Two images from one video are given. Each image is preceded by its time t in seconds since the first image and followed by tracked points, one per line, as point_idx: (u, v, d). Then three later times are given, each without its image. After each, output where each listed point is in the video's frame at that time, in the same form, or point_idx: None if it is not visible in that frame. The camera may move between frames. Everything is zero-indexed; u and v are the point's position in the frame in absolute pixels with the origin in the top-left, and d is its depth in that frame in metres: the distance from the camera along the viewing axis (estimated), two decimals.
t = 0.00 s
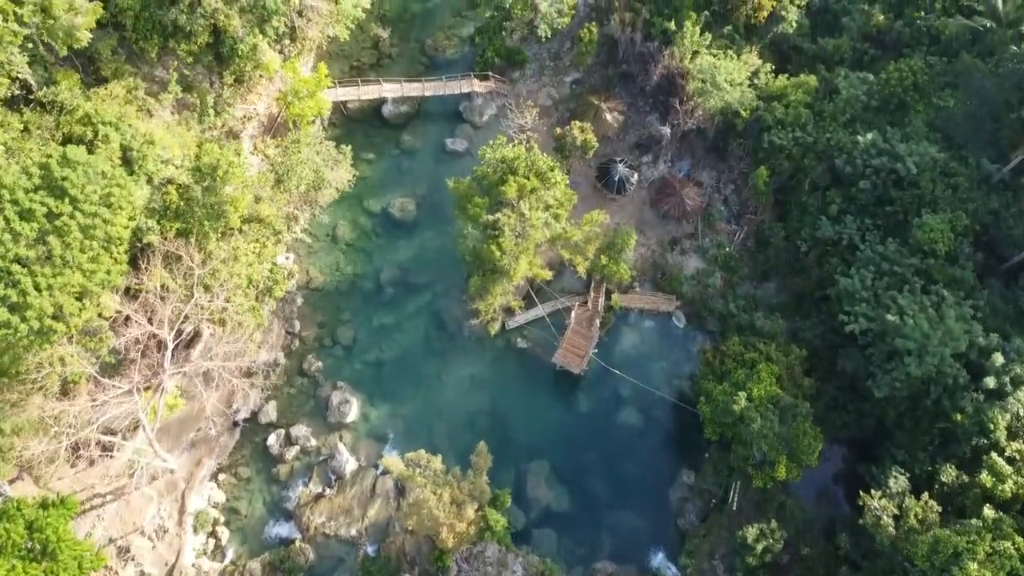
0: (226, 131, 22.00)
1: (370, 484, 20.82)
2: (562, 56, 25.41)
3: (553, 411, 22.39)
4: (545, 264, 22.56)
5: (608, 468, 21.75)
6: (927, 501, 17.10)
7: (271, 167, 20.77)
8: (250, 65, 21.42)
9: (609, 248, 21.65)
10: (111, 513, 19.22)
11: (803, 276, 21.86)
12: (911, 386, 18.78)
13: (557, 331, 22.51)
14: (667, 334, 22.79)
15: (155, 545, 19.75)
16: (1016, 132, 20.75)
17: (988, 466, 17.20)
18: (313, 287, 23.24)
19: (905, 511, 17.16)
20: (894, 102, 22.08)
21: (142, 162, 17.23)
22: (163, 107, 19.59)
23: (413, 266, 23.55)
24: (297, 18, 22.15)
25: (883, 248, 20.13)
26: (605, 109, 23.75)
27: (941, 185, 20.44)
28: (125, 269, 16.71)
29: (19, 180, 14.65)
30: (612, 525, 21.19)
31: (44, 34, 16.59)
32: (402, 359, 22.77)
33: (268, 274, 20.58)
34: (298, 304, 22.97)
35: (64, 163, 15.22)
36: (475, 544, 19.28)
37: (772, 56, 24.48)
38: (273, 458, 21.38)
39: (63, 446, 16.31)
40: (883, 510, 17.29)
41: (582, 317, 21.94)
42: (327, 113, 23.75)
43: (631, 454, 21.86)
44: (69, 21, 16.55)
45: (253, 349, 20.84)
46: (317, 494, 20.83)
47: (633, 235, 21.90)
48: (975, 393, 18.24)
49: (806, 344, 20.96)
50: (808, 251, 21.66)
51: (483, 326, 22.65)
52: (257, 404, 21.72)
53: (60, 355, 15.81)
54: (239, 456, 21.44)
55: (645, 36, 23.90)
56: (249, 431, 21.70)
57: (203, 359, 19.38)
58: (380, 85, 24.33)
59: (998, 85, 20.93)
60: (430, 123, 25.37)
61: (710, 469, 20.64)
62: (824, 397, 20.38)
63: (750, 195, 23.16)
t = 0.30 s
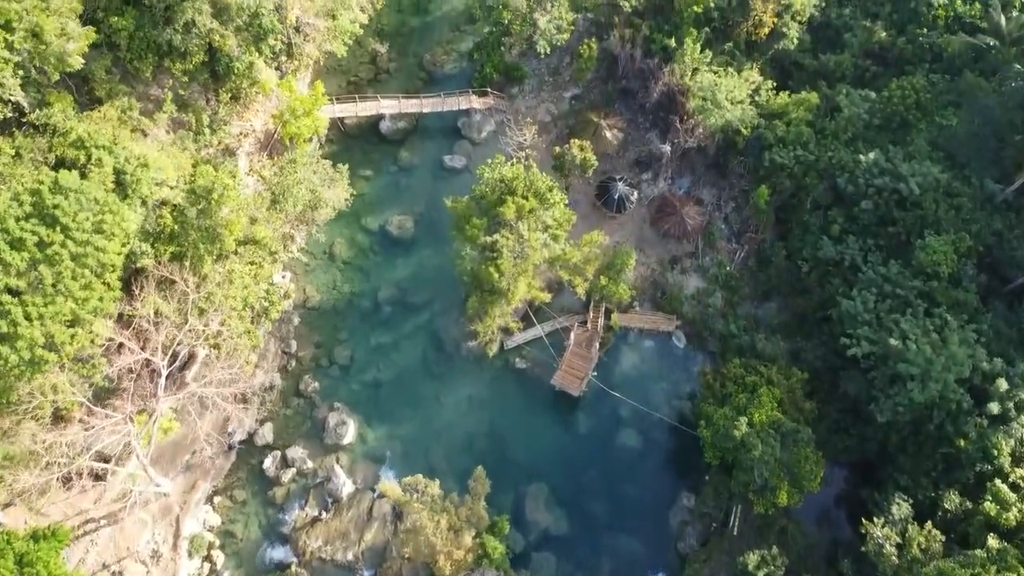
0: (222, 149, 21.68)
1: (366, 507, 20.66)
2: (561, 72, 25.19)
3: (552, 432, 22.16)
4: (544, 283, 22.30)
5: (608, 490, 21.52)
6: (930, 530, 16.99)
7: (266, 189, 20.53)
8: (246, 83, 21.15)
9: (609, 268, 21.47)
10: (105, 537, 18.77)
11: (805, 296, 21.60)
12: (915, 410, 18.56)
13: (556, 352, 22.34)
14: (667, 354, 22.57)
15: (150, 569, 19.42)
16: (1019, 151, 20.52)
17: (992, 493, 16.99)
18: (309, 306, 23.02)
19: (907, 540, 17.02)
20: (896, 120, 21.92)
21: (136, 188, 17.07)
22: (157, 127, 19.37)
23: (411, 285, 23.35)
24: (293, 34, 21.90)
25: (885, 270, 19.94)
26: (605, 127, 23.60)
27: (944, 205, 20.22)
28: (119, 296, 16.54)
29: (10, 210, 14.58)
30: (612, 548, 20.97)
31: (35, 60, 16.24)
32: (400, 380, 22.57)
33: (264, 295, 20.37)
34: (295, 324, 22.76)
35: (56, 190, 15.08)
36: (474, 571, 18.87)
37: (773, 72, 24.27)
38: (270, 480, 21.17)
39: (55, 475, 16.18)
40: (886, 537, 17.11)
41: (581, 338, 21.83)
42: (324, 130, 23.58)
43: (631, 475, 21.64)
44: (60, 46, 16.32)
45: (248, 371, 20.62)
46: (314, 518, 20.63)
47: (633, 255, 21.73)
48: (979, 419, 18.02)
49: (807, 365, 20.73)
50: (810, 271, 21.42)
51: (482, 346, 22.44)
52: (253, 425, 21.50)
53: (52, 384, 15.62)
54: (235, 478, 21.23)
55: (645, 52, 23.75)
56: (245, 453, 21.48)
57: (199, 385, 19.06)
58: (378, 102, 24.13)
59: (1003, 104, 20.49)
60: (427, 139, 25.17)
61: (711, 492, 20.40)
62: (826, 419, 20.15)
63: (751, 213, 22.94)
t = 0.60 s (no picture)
0: (219, 167, 21.38)
1: (364, 531, 20.47)
2: (561, 87, 25.01)
3: (551, 453, 21.94)
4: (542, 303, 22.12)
5: (608, 513, 21.29)
6: (934, 559, 16.78)
7: (263, 210, 20.35)
8: (243, 100, 20.93)
9: (609, 288, 21.32)
10: (99, 563, 18.46)
11: (807, 316, 21.35)
12: (918, 436, 18.33)
13: (556, 372, 22.15)
14: (667, 374, 22.37)
15: None
16: None
17: (997, 521, 16.79)
18: (306, 326, 22.81)
19: (911, 568, 16.81)
20: (899, 138, 21.71)
21: (130, 211, 16.80)
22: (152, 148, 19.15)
23: (409, 303, 23.14)
24: (290, 51, 21.72)
25: (888, 291, 19.76)
26: (605, 144, 23.42)
27: (947, 226, 20.02)
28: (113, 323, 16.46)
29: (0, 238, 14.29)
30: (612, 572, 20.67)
31: (26, 85, 15.98)
32: (398, 400, 22.35)
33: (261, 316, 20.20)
34: (292, 343, 22.56)
35: (48, 218, 14.87)
36: None
37: (774, 89, 24.07)
38: (266, 503, 20.93)
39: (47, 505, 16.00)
40: (890, 565, 16.87)
41: (581, 359, 21.65)
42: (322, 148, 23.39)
43: (631, 498, 21.42)
44: (53, 72, 16.10)
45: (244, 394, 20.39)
46: (310, 542, 20.35)
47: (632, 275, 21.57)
48: (983, 445, 17.79)
49: (809, 387, 20.50)
50: (812, 291, 21.17)
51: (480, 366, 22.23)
52: (249, 447, 21.29)
53: (44, 414, 15.38)
54: (231, 500, 20.99)
55: (645, 69, 23.58)
56: (241, 474, 21.25)
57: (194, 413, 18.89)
58: (376, 118, 24.00)
59: (1006, 122, 20.40)
60: (426, 155, 24.99)
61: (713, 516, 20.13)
62: (828, 442, 19.92)
63: (752, 231, 22.72)
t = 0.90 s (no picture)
0: (215, 185, 21.18)
1: (361, 554, 20.18)
2: (560, 103, 24.81)
3: (551, 474, 21.72)
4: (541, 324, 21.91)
5: (608, 535, 21.07)
6: None
7: (259, 230, 20.11)
8: (239, 118, 20.73)
9: (609, 309, 21.10)
10: None
11: (808, 337, 21.13)
12: (922, 462, 18.14)
13: (555, 393, 21.96)
14: (667, 394, 22.17)
15: None
16: None
17: (1003, 550, 16.61)
18: (303, 345, 22.62)
19: None
20: (902, 157, 21.48)
21: (123, 236, 16.61)
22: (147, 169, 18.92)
23: (407, 322, 22.94)
24: (287, 68, 21.51)
25: (890, 313, 19.55)
26: (605, 161, 23.22)
27: (951, 247, 19.80)
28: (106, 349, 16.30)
29: None
30: None
31: (18, 111, 15.78)
32: (396, 420, 22.14)
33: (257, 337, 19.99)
34: (289, 363, 22.37)
35: (40, 245, 14.60)
36: None
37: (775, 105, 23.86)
38: (262, 526, 20.72)
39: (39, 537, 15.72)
40: None
41: (581, 380, 21.47)
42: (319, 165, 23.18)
43: (631, 520, 21.20)
44: (45, 99, 15.88)
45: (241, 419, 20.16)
46: (307, 565, 20.16)
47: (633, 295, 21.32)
48: (988, 471, 17.57)
49: (811, 410, 20.30)
50: (814, 311, 20.94)
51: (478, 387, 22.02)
52: (246, 469, 21.08)
53: (36, 445, 15.16)
54: (227, 522, 20.79)
55: (645, 85, 23.39)
56: (237, 497, 21.02)
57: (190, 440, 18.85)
58: (373, 134, 23.77)
59: (1010, 141, 20.18)
60: (424, 171, 24.80)
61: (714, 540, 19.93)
62: (830, 465, 19.72)
63: (754, 250, 22.51)
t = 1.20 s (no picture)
0: (211, 203, 20.97)
1: None
2: (560, 119, 24.60)
3: (550, 496, 21.50)
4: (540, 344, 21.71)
5: (607, 557, 20.86)
6: None
7: (254, 251, 19.86)
8: (235, 136, 20.48)
9: (608, 329, 20.88)
10: None
11: (810, 358, 20.92)
12: (924, 487, 17.92)
13: (554, 415, 21.80)
14: (667, 415, 21.99)
15: None
16: None
17: None
18: (300, 364, 22.43)
19: None
20: (905, 176, 21.28)
21: (117, 261, 16.42)
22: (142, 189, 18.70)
23: (405, 341, 22.74)
24: (284, 86, 21.30)
25: (893, 335, 19.32)
26: (605, 179, 23.01)
27: (954, 268, 19.60)
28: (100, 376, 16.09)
29: None
30: None
31: (10, 138, 15.56)
32: (394, 441, 21.93)
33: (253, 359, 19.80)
34: (286, 383, 22.18)
35: (31, 273, 14.44)
36: None
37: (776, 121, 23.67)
38: (259, 549, 20.54)
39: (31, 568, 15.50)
40: None
41: (581, 401, 21.34)
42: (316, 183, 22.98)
43: (631, 542, 20.99)
44: (36, 126, 15.66)
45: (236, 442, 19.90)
46: None
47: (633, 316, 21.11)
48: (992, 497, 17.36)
49: (812, 432, 20.12)
50: (815, 332, 20.72)
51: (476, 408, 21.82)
52: (241, 491, 20.88)
53: (27, 475, 14.96)
54: (223, 545, 20.64)
55: (645, 102, 23.19)
56: (233, 519, 20.85)
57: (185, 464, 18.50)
58: (371, 151, 23.54)
59: (1013, 161, 19.98)
60: (423, 187, 24.58)
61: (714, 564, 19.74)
62: (832, 489, 19.54)
63: (755, 269, 22.32)
